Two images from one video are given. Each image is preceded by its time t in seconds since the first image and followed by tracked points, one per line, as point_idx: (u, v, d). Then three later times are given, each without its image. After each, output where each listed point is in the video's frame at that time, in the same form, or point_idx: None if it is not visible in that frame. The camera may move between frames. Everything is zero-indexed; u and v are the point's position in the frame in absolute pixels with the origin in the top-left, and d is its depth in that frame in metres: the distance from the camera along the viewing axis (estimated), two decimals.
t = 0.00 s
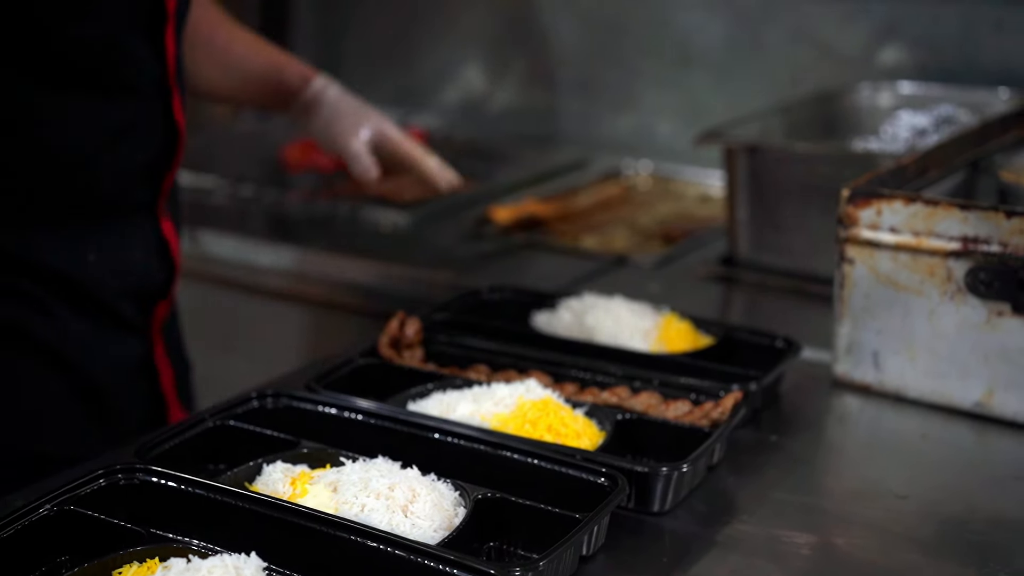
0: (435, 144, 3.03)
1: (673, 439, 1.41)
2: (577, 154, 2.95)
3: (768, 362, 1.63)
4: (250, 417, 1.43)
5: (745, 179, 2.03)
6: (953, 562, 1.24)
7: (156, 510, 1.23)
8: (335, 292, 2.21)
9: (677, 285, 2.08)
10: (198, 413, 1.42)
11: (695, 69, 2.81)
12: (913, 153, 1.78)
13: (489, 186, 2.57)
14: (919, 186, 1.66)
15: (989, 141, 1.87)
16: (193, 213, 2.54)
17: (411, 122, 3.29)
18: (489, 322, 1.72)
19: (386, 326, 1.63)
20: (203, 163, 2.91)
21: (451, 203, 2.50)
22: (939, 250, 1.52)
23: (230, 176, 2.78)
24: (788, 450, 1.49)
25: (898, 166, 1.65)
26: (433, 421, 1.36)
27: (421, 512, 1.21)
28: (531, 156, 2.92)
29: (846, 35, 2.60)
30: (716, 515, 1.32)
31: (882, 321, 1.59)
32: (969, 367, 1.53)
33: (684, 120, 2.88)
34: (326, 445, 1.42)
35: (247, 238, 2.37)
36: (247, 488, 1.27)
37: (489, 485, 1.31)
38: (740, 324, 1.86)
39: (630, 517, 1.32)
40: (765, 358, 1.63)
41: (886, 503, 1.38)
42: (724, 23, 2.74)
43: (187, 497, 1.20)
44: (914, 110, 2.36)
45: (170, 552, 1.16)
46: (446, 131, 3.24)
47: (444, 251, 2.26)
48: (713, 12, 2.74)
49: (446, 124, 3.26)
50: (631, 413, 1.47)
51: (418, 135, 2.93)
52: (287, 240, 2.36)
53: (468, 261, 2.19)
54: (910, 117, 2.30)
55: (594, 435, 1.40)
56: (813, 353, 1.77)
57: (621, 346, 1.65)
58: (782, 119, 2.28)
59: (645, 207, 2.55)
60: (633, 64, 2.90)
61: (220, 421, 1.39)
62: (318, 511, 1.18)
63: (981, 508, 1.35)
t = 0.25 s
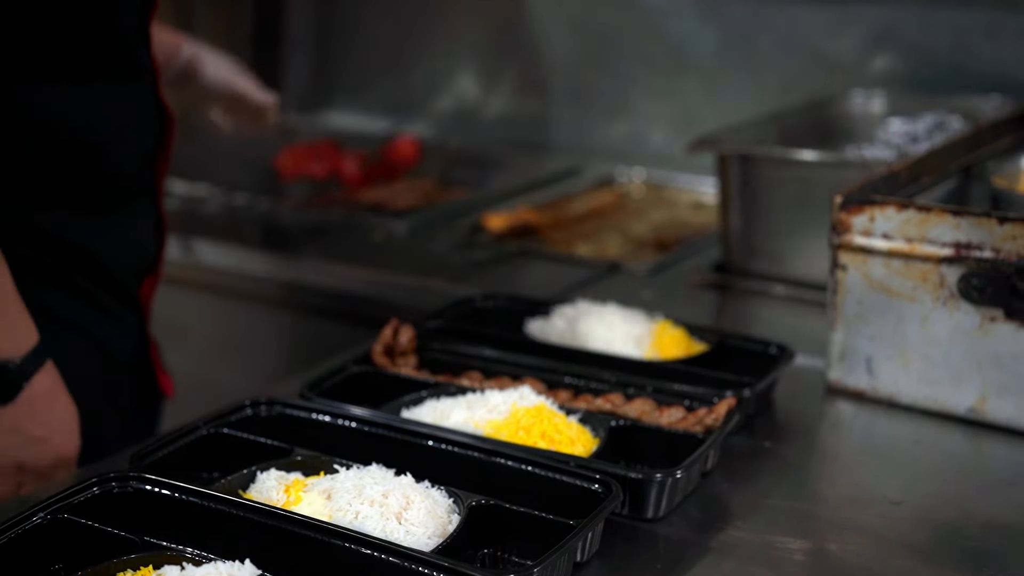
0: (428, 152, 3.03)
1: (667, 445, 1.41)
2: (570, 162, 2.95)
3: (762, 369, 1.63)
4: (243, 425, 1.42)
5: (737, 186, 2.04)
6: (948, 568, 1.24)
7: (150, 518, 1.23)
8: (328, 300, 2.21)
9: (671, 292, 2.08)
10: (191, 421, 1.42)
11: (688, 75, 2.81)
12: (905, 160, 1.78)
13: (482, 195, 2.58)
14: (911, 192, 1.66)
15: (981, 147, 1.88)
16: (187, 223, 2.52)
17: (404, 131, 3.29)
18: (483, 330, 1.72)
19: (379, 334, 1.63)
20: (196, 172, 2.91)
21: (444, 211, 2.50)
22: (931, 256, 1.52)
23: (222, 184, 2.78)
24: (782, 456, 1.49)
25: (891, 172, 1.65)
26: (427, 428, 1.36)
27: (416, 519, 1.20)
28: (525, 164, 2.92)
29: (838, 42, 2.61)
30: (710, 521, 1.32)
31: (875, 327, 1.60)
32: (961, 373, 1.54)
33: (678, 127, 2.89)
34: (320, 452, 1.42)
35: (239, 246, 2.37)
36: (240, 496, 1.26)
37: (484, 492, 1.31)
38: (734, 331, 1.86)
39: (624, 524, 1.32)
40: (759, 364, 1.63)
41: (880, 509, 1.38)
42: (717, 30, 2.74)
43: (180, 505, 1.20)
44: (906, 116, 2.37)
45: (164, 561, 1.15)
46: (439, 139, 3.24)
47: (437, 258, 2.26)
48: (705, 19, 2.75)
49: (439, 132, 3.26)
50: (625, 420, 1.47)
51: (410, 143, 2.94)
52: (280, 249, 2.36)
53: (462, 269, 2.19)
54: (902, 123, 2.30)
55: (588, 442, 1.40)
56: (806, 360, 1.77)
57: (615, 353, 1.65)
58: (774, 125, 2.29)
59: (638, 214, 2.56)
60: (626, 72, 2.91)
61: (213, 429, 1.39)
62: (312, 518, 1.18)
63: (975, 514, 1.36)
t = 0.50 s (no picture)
0: (421, 158, 3.03)
1: (661, 450, 1.41)
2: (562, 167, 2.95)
3: (755, 373, 1.63)
4: (236, 431, 1.42)
5: (729, 191, 2.04)
6: (942, 572, 1.24)
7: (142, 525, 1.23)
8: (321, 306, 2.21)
9: (664, 297, 2.08)
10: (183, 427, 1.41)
11: (681, 80, 2.82)
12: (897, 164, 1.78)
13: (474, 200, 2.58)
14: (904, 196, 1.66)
15: (973, 151, 1.88)
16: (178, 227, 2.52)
17: (397, 136, 3.29)
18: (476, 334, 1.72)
19: (373, 339, 1.63)
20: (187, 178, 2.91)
21: (437, 216, 2.50)
22: (923, 260, 1.52)
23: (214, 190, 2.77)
24: (775, 461, 1.49)
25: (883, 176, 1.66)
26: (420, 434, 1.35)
27: (409, 525, 1.20)
28: (517, 169, 2.92)
29: (830, 47, 2.61)
30: (704, 526, 1.32)
31: (868, 331, 1.60)
32: (954, 377, 1.54)
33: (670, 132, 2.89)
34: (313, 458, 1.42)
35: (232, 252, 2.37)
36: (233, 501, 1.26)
37: (477, 497, 1.31)
38: (726, 335, 1.86)
39: (617, 529, 1.32)
40: (752, 369, 1.63)
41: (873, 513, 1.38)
42: (710, 34, 2.75)
43: (172, 511, 1.20)
44: (898, 121, 2.37)
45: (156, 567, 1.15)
46: (431, 144, 3.24)
47: (430, 263, 2.26)
48: (699, 24, 2.75)
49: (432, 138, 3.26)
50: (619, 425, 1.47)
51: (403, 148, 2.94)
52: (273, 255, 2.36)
53: (455, 274, 2.19)
54: (894, 127, 2.31)
55: (581, 447, 1.40)
56: (799, 364, 1.77)
57: (608, 358, 1.65)
58: (767, 130, 2.29)
59: (631, 219, 2.56)
60: (619, 77, 2.91)
61: (206, 435, 1.38)
62: (305, 524, 1.18)
63: (969, 518, 1.36)
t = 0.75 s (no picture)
0: (414, 164, 3.03)
1: (654, 455, 1.41)
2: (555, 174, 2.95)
3: (748, 377, 1.63)
4: (229, 436, 1.42)
5: (721, 197, 2.04)
6: None
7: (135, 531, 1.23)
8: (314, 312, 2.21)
9: (656, 303, 2.08)
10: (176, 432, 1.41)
11: (673, 87, 2.82)
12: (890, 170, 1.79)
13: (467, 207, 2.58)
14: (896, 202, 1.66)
15: (964, 157, 1.89)
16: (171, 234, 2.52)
17: (390, 143, 3.29)
18: (468, 340, 1.72)
19: (365, 345, 1.62)
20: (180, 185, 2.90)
21: (430, 223, 2.50)
22: (915, 265, 1.52)
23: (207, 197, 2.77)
24: (767, 466, 1.49)
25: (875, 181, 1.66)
26: (413, 439, 1.35)
27: (401, 530, 1.20)
28: (510, 176, 2.92)
29: (822, 54, 2.62)
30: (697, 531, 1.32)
31: (860, 336, 1.60)
32: (947, 382, 1.54)
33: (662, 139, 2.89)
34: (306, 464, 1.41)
35: (223, 258, 2.36)
36: (226, 507, 1.26)
37: (470, 503, 1.31)
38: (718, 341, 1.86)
39: (610, 534, 1.32)
40: (744, 374, 1.64)
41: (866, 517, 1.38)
42: (702, 41, 2.75)
43: (166, 517, 1.19)
44: (889, 127, 2.38)
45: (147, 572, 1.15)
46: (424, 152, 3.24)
47: (422, 269, 2.26)
48: (692, 30, 2.76)
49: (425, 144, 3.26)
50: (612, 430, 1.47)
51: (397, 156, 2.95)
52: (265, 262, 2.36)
53: (448, 280, 2.19)
54: (886, 133, 2.31)
55: (574, 452, 1.40)
56: (792, 370, 1.77)
57: (600, 363, 1.65)
58: (759, 136, 2.29)
59: (623, 225, 2.56)
60: (611, 85, 2.91)
61: (199, 441, 1.38)
62: (298, 529, 1.18)
63: (961, 522, 1.36)
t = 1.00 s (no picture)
0: (409, 177, 3.03)
1: (651, 467, 1.41)
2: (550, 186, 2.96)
3: (744, 390, 1.63)
4: (225, 449, 1.42)
5: (716, 209, 2.05)
6: None
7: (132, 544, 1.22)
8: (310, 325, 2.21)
9: (652, 315, 2.08)
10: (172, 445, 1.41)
11: (668, 99, 2.83)
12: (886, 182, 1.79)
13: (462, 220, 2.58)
14: (892, 214, 1.66)
15: (959, 169, 1.89)
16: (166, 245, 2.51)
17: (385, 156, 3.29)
18: (464, 352, 1.72)
19: (361, 357, 1.62)
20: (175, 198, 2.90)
21: (425, 235, 2.50)
22: (910, 276, 1.53)
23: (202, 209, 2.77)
24: (764, 478, 1.49)
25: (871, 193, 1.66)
26: (409, 452, 1.35)
27: (398, 543, 1.20)
28: (506, 189, 2.92)
29: (817, 66, 2.63)
30: (694, 544, 1.32)
31: (855, 348, 1.60)
32: (942, 394, 1.54)
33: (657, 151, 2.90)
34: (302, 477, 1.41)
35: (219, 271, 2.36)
36: (222, 520, 1.26)
37: (466, 516, 1.31)
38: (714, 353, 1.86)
39: (607, 547, 1.32)
40: (740, 386, 1.64)
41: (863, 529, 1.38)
42: (697, 53, 2.76)
43: (163, 530, 1.19)
44: (884, 140, 2.38)
45: None
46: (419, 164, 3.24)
47: (418, 282, 2.26)
48: (687, 42, 2.76)
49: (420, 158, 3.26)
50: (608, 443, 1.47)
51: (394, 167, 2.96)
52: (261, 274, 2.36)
53: (444, 292, 2.19)
54: (881, 145, 2.31)
55: (571, 465, 1.39)
56: (788, 381, 1.77)
57: (596, 376, 1.65)
58: (755, 148, 2.30)
59: (619, 238, 2.57)
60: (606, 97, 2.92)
61: (195, 454, 1.38)
62: (295, 542, 1.18)
63: (958, 534, 1.36)
